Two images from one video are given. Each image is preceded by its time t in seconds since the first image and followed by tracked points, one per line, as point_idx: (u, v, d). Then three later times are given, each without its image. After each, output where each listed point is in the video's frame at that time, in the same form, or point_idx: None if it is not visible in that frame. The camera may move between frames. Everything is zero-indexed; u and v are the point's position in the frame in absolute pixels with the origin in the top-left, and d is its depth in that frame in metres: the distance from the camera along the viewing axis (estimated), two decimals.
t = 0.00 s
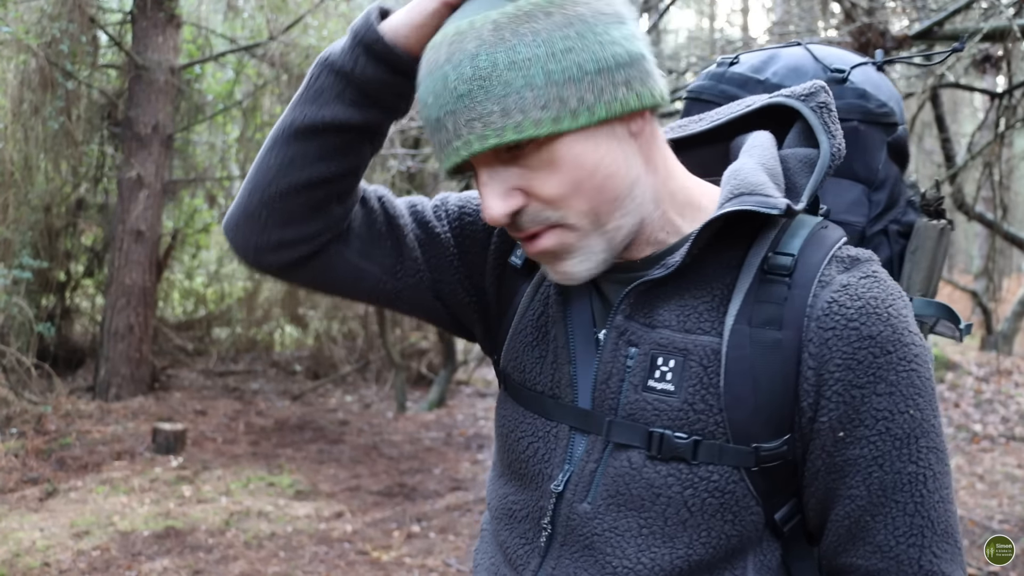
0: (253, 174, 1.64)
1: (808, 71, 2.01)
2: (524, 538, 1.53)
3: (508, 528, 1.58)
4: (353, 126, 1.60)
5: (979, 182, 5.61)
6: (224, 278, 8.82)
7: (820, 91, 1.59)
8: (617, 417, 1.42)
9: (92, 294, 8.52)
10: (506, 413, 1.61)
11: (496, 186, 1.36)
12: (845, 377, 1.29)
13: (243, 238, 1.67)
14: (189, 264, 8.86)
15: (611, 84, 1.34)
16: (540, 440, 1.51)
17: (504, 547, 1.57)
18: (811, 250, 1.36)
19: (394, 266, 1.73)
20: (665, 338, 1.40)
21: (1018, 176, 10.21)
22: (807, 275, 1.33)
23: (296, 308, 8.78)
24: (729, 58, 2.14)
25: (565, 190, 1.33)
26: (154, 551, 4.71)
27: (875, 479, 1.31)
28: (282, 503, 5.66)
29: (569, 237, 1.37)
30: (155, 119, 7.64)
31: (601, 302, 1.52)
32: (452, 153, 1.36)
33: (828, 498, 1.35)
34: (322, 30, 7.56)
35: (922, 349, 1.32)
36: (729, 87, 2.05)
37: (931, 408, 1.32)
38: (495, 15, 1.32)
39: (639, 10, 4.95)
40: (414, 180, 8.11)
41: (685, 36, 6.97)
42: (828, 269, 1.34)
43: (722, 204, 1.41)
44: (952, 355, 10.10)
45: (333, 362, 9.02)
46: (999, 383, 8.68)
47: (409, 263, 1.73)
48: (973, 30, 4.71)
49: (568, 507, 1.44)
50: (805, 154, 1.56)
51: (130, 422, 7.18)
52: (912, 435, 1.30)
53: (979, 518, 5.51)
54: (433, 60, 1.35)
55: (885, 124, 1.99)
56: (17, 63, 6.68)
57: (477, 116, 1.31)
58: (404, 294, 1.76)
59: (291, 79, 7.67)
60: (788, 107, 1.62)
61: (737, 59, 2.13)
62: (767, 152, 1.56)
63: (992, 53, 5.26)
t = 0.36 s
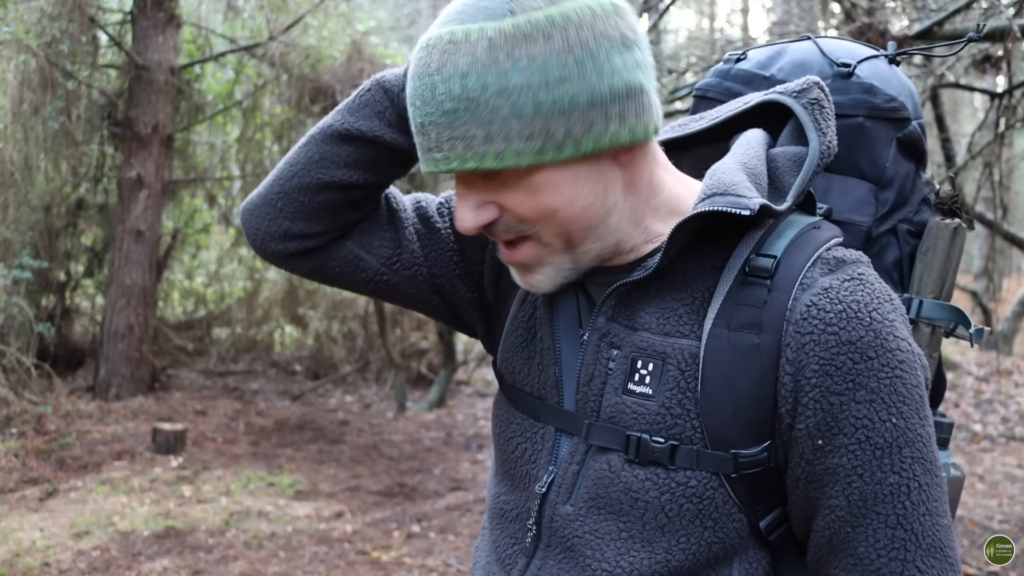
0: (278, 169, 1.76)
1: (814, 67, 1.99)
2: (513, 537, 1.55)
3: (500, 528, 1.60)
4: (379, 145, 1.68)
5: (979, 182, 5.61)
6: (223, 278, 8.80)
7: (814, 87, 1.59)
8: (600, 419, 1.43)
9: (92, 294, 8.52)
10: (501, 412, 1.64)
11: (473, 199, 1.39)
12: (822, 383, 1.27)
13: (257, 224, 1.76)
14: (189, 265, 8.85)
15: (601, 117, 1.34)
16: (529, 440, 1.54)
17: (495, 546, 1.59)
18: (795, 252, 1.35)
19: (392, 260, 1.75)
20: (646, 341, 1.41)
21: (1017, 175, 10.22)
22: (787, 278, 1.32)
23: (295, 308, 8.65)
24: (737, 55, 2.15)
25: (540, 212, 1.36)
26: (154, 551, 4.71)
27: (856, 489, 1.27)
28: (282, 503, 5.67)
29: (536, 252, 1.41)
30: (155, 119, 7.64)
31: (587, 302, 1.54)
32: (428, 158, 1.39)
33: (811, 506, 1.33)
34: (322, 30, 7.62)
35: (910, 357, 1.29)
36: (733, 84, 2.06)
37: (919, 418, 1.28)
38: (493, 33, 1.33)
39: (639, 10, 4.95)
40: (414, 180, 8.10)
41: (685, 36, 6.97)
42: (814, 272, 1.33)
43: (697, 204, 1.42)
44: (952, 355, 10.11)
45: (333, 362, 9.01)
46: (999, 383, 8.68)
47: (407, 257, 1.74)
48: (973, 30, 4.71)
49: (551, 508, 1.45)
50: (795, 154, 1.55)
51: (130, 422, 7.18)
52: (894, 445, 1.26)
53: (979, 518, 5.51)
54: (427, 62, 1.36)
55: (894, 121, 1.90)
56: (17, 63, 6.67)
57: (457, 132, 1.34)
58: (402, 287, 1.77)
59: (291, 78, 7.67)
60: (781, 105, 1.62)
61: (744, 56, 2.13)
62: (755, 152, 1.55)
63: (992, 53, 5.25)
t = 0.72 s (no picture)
0: (250, 197, 1.73)
1: (827, 66, 2.01)
2: (514, 543, 1.57)
3: (500, 532, 1.61)
4: (333, 163, 1.63)
5: (979, 182, 5.60)
6: (224, 278, 8.82)
7: (830, 88, 1.61)
8: (608, 423, 1.46)
9: (92, 294, 8.52)
10: (500, 413, 1.66)
11: (463, 166, 1.46)
12: (838, 392, 1.31)
13: (248, 249, 1.76)
14: (189, 265, 8.85)
15: (596, 104, 1.37)
16: (531, 445, 1.56)
17: (495, 549, 1.61)
18: (810, 257, 1.39)
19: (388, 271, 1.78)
20: (657, 344, 1.44)
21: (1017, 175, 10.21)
22: (804, 284, 1.36)
23: (295, 308, 8.57)
24: (748, 53, 2.16)
25: (526, 187, 1.43)
26: (154, 551, 4.71)
27: (869, 499, 1.32)
28: (282, 503, 5.67)
29: (521, 230, 1.48)
30: (155, 119, 7.65)
31: (595, 303, 1.58)
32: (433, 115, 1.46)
33: (824, 517, 1.37)
34: (322, 30, 7.61)
35: (926, 366, 1.34)
36: (744, 83, 2.07)
37: (933, 428, 1.33)
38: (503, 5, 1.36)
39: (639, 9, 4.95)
40: (414, 180, 8.10)
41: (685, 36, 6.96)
42: (830, 278, 1.38)
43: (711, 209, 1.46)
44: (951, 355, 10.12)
45: (333, 362, 9.01)
46: (999, 383, 8.68)
47: (406, 266, 1.77)
48: (974, 30, 4.71)
49: (557, 511, 1.48)
50: (811, 155, 1.59)
51: (130, 422, 7.18)
52: (909, 454, 1.31)
53: (979, 518, 5.51)
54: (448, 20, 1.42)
55: (907, 124, 1.90)
56: (16, 63, 6.67)
57: (453, 94, 1.39)
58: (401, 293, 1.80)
59: (291, 78, 7.67)
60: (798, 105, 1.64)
61: (754, 55, 2.15)
62: (772, 154, 1.58)
63: (992, 53, 5.25)
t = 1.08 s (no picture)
0: (234, 197, 1.72)
1: (821, 65, 1.99)
2: (522, 545, 1.55)
3: (505, 535, 1.59)
4: (329, 151, 1.64)
5: (979, 182, 5.61)
6: (224, 278, 8.82)
7: (835, 87, 1.64)
8: (626, 422, 1.45)
9: (92, 294, 8.52)
10: (502, 416, 1.63)
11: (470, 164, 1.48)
12: (863, 387, 1.32)
13: (234, 257, 1.76)
14: (189, 265, 8.85)
15: (592, 101, 1.39)
16: (539, 445, 1.54)
17: (501, 554, 1.59)
18: (827, 254, 1.39)
19: (379, 273, 1.78)
20: (676, 342, 1.43)
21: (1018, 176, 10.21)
22: (824, 280, 1.36)
23: (296, 307, 8.61)
24: (742, 51, 2.15)
25: (530, 182, 1.44)
26: (154, 551, 4.71)
27: (892, 491, 1.34)
28: (282, 503, 5.67)
29: (526, 223, 1.49)
30: (155, 119, 7.65)
31: (607, 301, 1.56)
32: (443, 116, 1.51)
33: (845, 511, 1.38)
34: (323, 30, 7.62)
35: (942, 360, 1.36)
36: (738, 81, 2.06)
37: (950, 419, 1.36)
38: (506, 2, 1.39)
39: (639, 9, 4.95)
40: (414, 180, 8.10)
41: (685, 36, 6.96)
42: (848, 274, 1.38)
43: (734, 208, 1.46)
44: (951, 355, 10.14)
45: (333, 362, 9.00)
46: (999, 384, 8.68)
47: (402, 269, 1.77)
48: (973, 30, 4.71)
49: (569, 513, 1.46)
50: (820, 154, 1.62)
51: (131, 422, 7.18)
52: (930, 447, 1.34)
53: (979, 518, 5.51)
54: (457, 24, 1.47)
55: (900, 122, 1.92)
56: (17, 63, 6.67)
57: (461, 93, 1.43)
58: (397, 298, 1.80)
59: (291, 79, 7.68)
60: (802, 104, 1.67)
61: (748, 53, 2.14)
62: (784, 150, 1.60)
63: (992, 53, 5.25)
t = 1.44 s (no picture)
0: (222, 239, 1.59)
1: (795, 63, 1.98)
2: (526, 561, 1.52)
3: (507, 551, 1.56)
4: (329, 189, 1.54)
5: (979, 182, 5.61)
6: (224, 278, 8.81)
7: (813, 85, 1.64)
8: (624, 430, 1.42)
9: (92, 294, 8.53)
10: (497, 430, 1.61)
11: (485, 179, 1.38)
12: (859, 384, 1.31)
13: (221, 303, 1.61)
14: (189, 265, 8.85)
15: (611, 82, 1.35)
16: (536, 458, 1.52)
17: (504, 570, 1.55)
18: (817, 252, 1.40)
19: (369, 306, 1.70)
20: (671, 347, 1.42)
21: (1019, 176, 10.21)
22: (815, 281, 1.36)
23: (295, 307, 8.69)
24: (713, 51, 2.12)
25: (562, 185, 1.36)
26: (154, 551, 4.71)
27: (891, 486, 1.32)
28: (282, 503, 5.67)
29: (557, 235, 1.40)
30: (155, 119, 7.65)
31: (598, 309, 1.57)
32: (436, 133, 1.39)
33: (846, 509, 1.37)
34: (323, 30, 7.61)
35: (934, 352, 1.36)
36: (713, 81, 2.02)
37: (945, 412, 1.35)
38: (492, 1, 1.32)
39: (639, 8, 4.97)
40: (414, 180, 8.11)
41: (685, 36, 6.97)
42: (837, 271, 1.38)
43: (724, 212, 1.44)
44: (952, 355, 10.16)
45: (333, 362, 9.00)
46: (999, 383, 8.69)
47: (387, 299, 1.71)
48: (973, 30, 4.71)
49: (572, 525, 1.44)
50: (801, 151, 1.62)
51: (131, 422, 7.18)
52: (927, 441, 1.32)
53: (979, 518, 5.51)
54: (434, 34, 1.36)
55: (875, 114, 1.89)
56: (17, 63, 6.67)
57: (469, 98, 1.33)
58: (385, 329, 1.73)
59: (291, 78, 7.66)
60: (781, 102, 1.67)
61: (719, 53, 2.11)
62: (767, 151, 1.60)
63: (991, 53, 5.27)
